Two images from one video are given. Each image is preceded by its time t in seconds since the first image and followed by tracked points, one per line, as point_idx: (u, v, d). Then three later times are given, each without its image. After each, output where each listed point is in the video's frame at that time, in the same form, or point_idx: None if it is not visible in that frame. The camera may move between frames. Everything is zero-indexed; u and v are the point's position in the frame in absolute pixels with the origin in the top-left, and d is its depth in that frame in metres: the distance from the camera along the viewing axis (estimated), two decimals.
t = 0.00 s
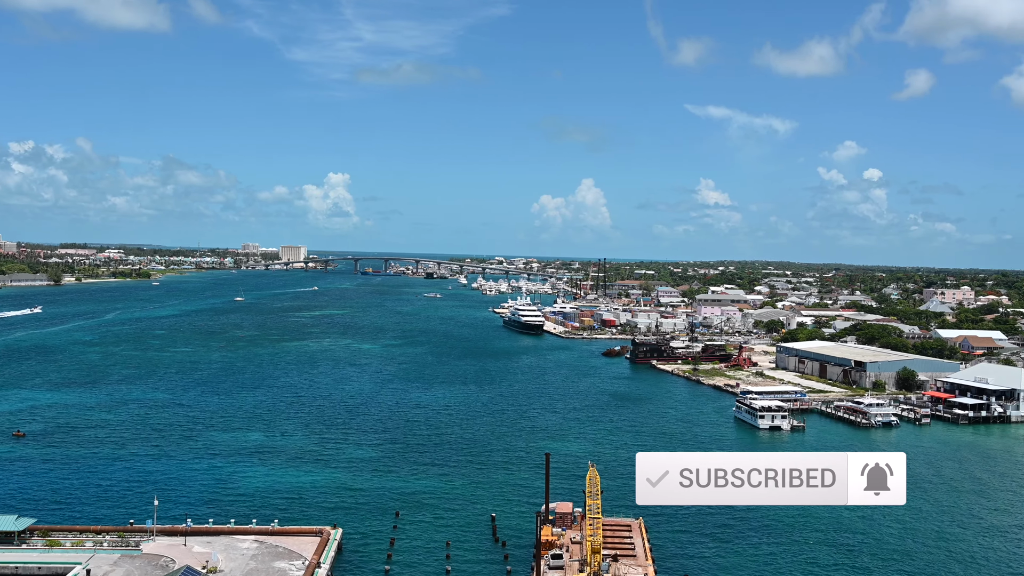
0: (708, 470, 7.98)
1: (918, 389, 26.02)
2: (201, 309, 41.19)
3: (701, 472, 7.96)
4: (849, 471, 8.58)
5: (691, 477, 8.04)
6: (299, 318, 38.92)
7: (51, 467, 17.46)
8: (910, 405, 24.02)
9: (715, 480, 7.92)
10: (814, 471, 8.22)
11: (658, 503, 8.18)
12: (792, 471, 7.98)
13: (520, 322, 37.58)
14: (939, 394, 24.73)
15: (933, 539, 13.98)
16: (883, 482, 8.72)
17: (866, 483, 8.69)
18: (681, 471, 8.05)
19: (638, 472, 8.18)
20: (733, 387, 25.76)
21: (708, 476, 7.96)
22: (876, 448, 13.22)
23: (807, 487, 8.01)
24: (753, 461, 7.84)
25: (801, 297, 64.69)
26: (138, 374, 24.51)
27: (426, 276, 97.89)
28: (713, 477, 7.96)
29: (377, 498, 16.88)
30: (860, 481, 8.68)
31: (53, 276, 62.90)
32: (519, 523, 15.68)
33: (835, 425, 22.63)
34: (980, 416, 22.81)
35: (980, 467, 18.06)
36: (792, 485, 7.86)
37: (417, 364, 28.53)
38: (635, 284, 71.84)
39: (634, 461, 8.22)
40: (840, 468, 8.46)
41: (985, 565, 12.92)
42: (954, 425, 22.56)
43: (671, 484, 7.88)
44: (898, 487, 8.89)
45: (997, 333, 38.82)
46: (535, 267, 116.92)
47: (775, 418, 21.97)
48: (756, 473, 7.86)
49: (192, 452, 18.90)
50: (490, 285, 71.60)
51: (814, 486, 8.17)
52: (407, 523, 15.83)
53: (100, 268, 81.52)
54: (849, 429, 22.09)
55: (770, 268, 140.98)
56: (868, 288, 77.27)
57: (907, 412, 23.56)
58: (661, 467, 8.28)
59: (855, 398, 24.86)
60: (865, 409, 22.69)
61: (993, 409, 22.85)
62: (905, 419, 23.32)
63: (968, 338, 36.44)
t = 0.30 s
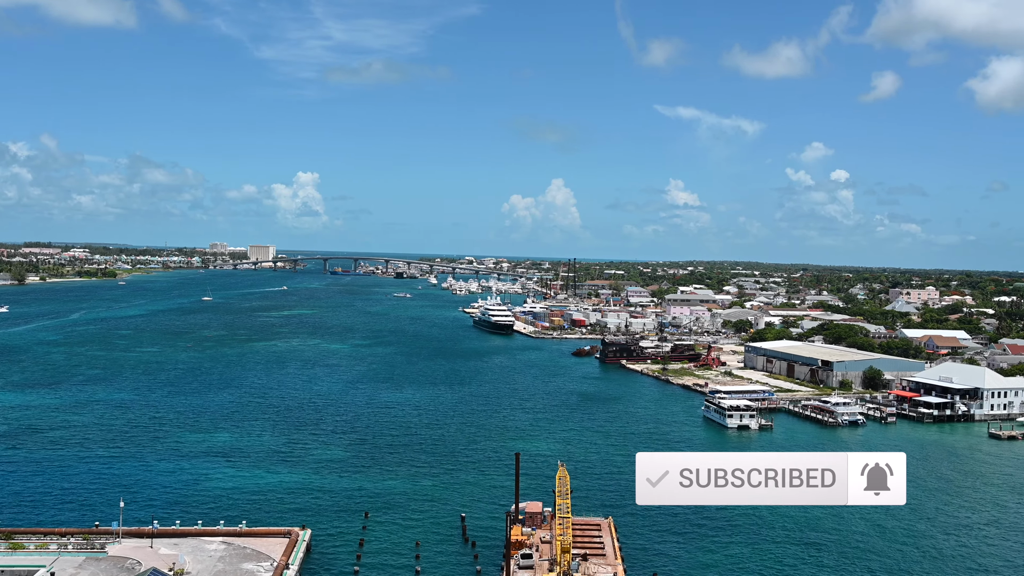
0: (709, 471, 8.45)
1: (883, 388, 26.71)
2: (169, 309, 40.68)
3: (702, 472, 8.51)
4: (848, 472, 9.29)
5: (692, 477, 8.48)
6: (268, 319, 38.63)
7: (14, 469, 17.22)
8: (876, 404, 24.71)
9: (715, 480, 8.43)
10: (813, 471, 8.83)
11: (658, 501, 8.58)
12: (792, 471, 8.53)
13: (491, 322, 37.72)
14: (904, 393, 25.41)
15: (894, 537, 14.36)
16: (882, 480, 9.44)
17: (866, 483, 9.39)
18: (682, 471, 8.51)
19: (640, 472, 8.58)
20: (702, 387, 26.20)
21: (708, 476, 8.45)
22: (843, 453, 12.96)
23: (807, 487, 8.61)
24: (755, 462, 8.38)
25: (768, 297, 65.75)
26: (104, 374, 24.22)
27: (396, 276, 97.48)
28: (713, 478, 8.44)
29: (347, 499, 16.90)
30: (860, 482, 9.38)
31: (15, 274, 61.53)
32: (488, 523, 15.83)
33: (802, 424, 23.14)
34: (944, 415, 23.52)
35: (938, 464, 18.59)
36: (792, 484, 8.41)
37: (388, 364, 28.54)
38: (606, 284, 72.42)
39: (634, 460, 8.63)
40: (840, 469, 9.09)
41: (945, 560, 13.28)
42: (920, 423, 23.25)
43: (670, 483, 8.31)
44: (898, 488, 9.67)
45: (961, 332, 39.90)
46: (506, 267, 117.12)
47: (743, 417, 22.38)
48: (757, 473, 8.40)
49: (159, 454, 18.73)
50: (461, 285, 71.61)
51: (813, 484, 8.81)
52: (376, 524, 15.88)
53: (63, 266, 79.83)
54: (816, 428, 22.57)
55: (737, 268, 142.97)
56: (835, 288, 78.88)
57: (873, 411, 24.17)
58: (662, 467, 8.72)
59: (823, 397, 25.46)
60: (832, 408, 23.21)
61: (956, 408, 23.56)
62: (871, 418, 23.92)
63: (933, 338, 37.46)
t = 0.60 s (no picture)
0: (706, 469, 8.25)
1: (846, 387, 27.43)
2: (130, 309, 40.11)
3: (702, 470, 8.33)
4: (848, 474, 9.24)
5: (692, 477, 8.30)
6: (233, 318, 38.34)
7: None
8: (840, 403, 25.38)
9: (715, 480, 8.21)
10: (813, 470, 8.73)
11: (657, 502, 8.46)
12: (790, 471, 8.37)
13: (456, 321, 37.91)
14: (866, 391, 26.14)
15: (850, 534, 14.83)
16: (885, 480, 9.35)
17: (866, 485, 9.31)
18: (681, 472, 8.34)
19: (638, 472, 8.50)
20: (668, 387, 26.69)
21: (704, 475, 8.22)
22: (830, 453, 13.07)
23: (808, 488, 8.46)
24: (753, 461, 8.23)
25: (733, 297, 66.85)
26: (65, 375, 23.88)
27: (362, 276, 96.88)
28: (708, 476, 8.21)
29: (315, 500, 16.92)
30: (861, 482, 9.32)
31: None
32: (455, 524, 15.99)
33: (767, 423, 23.68)
34: (906, 413, 24.22)
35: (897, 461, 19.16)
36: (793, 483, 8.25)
37: (356, 364, 28.57)
38: (573, 284, 72.92)
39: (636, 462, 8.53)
40: (840, 468, 9.07)
41: (903, 556, 13.74)
42: (882, 422, 23.95)
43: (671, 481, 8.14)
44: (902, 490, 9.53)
45: (921, 332, 41.06)
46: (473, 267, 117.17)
47: (708, 417, 22.82)
48: (754, 472, 8.24)
49: (122, 455, 18.56)
50: (427, 285, 71.63)
51: (814, 484, 8.72)
52: (342, 523, 15.96)
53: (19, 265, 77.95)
54: (780, 427, 23.10)
55: (701, 268, 144.87)
56: (799, 288, 80.64)
57: (836, 409, 24.79)
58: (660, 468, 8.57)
59: (787, 397, 26.10)
60: (796, 408, 23.76)
61: (918, 407, 24.31)
62: (835, 416, 24.56)
63: (896, 338, 38.59)
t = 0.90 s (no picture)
0: (706, 469, 8.83)
1: (809, 386, 28.13)
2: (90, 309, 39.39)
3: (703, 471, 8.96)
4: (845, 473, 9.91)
5: (692, 477, 8.88)
6: (195, 319, 37.92)
7: None
8: (803, 403, 26.03)
9: (714, 480, 8.86)
10: (812, 470, 9.37)
11: (658, 500, 9.02)
12: (791, 471, 8.95)
13: (422, 321, 37.98)
14: (829, 390, 26.85)
15: (812, 531, 15.29)
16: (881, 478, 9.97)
17: (863, 484, 9.94)
18: (681, 472, 8.88)
19: (640, 473, 9.07)
20: (633, 386, 27.16)
21: (705, 475, 8.82)
22: (798, 454, 13.40)
23: (807, 486, 9.06)
24: (753, 462, 8.78)
25: (697, 296, 67.84)
26: (22, 376, 23.48)
27: (326, 275, 96.12)
28: (708, 476, 8.83)
29: (280, 501, 16.95)
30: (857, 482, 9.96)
31: None
32: (422, 524, 16.16)
33: (732, 422, 24.22)
34: (867, 412, 24.93)
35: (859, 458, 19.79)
36: (791, 482, 8.83)
37: (321, 365, 28.52)
38: (539, 284, 73.26)
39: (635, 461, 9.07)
40: (836, 469, 9.69)
41: (870, 554, 14.20)
42: (843, 420, 24.65)
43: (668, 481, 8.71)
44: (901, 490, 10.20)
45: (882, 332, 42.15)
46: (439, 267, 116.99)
47: (673, 416, 23.27)
48: (754, 473, 8.81)
49: (82, 457, 18.34)
50: (391, 284, 71.40)
51: (813, 482, 9.35)
52: (307, 525, 16.02)
53: None
54: (745, 426, 23.66)
55: (665, 268, 146.52)
56: (763, 288, 82.07)
57: (800, 408, 25.43)
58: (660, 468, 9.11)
59: (751, 396, 26.70)
60: (761, 407, 24.33)
61: (879, 406, 25.07)
62: (798, 415, 25.20)
63: (857, 338, 39.61)
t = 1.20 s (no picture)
0: (707, 469, 8.91)
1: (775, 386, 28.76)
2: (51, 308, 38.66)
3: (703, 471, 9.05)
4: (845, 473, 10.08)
5: (692, 476, 8.97)
6: (159, 318, 37.45)
7: None
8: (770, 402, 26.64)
9: (714, 480, 8.92)
10: (813, 470, 9.47)
11: (659, 501, 9.09)
12: (790, 471, 9.06)
13: (390, 321, 37.99)
14: (796, 390, 27.49)
15: (782, 529, 15.73)
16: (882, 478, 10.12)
17: (864, 483, 10.17)
18: (681, 472, 8.97)
19: (640, 472, 9.13)
20: (601, 386, 27.60)
21: (705, 475, 8.90)
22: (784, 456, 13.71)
23: (807, 487, 9.17)
24: (752, 462, 8.88)
25: (665, 296, 68.52)
26: None
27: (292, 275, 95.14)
28: (710, 476, 8.90)
29: (247, 502, 16.97)
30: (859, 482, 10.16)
31: None
32: (390, 524, 16.30)
33: (700, 421, 24.73)
34: (832, 411, 25.59)
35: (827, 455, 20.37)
36: (791, 481, 8.95)
37: (289, 365, 28.46)
38: (508, 284, 73.36)
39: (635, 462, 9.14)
40: (836, 468, 9.84)
41: (836, 552, 14.62)
42: (809, 419, 25.24)
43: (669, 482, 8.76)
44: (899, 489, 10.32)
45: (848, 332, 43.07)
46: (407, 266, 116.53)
47: (641, 416, 23.65)
48: (755, 472, 8.89)
49: (43, 459, 18.12)
50: (359, 284, 71.01)
51: (813, 483, 9.48)
52: (274, 526, 16.06)
53: None
54: (712, 425, 24.15)
55: (633, 268, 147.59)
56: (729, 288, 83.16)
57: (766, 408, 26.03)
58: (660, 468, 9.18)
59: (719, 395, 27.22)
60: (728, 406, 24.87)
61: (844, 405, 25.77)
62: (764, 414, 25.78)
63: (823, 338, 40.44)
